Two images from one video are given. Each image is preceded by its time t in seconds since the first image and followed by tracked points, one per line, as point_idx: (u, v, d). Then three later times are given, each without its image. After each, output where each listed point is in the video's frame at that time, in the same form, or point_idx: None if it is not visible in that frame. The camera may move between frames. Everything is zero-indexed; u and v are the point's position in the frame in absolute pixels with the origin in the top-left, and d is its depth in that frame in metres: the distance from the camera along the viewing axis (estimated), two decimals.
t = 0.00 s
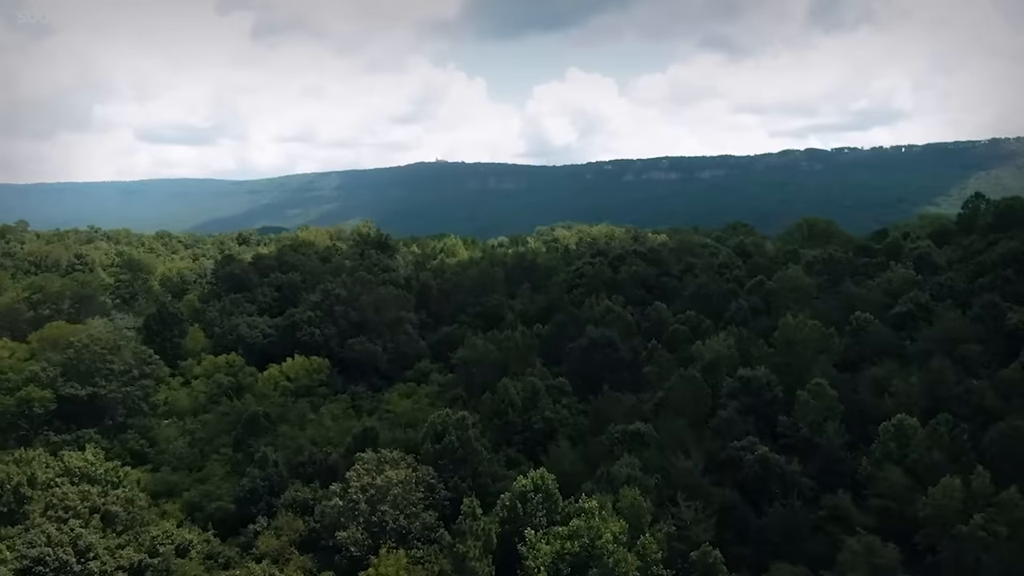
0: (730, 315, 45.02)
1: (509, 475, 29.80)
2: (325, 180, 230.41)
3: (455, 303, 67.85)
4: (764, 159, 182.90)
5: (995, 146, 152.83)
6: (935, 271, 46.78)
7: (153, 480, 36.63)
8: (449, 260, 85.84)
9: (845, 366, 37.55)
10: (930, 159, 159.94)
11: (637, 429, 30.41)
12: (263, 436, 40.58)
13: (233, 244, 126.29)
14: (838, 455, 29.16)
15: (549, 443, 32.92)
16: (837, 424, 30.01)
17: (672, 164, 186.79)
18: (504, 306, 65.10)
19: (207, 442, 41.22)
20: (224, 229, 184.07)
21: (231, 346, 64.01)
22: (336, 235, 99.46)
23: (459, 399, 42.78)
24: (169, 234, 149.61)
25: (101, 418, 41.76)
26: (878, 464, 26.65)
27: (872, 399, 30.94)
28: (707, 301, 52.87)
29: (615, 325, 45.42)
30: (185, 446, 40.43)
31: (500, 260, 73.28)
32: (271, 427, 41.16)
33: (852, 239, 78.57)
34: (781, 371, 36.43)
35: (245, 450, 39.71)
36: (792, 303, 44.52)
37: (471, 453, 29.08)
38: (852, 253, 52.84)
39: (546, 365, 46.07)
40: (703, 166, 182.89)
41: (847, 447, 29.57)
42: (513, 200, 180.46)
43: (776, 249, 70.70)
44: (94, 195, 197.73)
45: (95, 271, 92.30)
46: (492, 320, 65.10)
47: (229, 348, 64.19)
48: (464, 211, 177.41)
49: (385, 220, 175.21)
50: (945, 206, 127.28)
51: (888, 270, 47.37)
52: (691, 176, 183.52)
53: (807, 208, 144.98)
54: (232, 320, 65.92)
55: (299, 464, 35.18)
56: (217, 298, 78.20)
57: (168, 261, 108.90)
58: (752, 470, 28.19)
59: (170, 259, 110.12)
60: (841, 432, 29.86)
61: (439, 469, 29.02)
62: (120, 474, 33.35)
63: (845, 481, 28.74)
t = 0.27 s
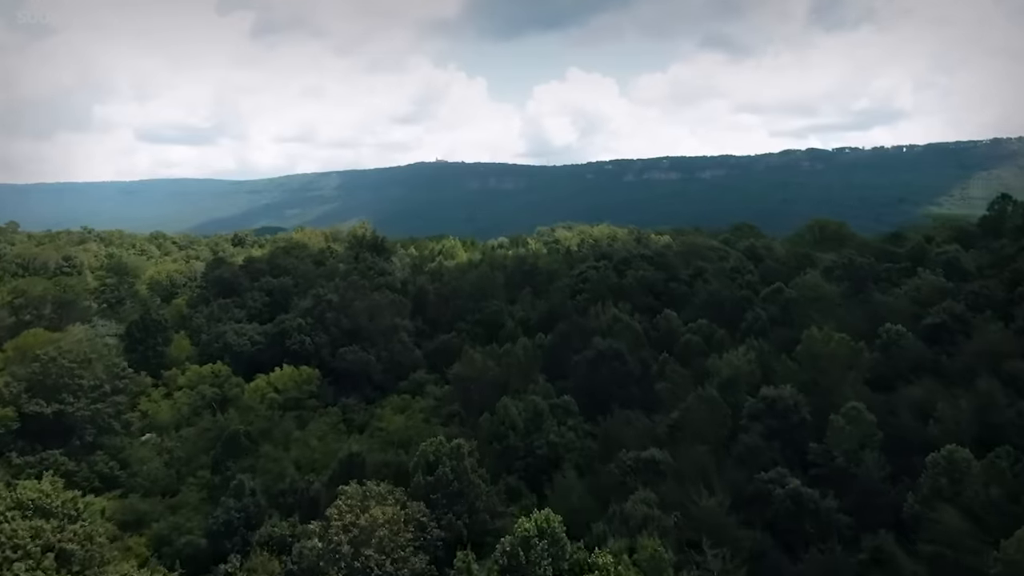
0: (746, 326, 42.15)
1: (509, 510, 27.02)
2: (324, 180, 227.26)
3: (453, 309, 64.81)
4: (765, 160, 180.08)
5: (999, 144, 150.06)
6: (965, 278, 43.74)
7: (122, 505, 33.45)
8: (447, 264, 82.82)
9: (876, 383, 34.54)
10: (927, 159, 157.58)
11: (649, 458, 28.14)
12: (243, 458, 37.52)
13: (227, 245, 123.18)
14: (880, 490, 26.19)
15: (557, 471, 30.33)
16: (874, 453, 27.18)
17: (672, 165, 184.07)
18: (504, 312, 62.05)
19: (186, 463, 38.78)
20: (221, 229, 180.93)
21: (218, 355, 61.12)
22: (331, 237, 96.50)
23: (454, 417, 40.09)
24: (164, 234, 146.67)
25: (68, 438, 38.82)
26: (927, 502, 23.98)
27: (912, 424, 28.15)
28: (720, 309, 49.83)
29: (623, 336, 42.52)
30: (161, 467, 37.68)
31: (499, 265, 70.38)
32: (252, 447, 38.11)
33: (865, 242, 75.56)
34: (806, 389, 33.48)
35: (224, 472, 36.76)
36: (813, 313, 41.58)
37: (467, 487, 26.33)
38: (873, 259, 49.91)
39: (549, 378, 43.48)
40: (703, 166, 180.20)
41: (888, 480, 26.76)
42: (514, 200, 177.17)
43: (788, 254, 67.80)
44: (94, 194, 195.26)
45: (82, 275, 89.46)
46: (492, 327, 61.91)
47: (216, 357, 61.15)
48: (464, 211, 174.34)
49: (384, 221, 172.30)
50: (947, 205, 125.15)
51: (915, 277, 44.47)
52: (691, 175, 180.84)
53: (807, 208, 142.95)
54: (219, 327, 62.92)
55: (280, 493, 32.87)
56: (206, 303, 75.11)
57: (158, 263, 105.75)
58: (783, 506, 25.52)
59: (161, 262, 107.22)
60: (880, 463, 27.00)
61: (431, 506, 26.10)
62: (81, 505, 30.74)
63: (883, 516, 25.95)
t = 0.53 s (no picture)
0: (763, 338, 39.27)
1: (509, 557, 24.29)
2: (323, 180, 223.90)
3: (451, 316, 61.91)
4: (766, 160, 177.12)
5: (1000, 143, 147.56)
6: (1000, 285, 40.79)
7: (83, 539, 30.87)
8: (445, 268, 79.85)
9: (914, 405, 31.65)
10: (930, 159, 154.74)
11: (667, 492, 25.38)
12: (218, 485, 34.56)
13: (221, 247, 120.15)
14: (930, 533, 23.44)
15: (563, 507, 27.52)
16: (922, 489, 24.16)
17: (672, 165, 180.97)
18: (505, 319, 59.04)
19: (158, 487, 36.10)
20: (217, 229, 177.74)
21: (203, 365, 58.10)
22: (324, 239, 93.33)
23: (451, 437, 37.35)
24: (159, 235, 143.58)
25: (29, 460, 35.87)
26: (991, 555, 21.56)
27: (965, 457, 26.29)
28: (734, 319, 46.84)
29: (631, 349, 39.49)
30: (132, 492, 35.11)
31: (500, 270, 67.56)
32: (230, 472, 35.09)
33: (878, 245, 72.66)
34: (836, 411, 30.45)
35: (196, 500, 33.97)
36: (838, 325, 38.65)
37: (459, 530, 23.44)
38: (896, 264, 47.08)
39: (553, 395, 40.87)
40: (704, 166, 177.31)
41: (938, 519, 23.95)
42: (514, 200, 173.95)
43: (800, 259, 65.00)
44: (94, 194, 192.59)
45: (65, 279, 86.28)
46: (491, 336, 58.90)
47: (202, 368, 58.10)
48: (463, 211, 171.29)
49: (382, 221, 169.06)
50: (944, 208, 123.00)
51: (944, 286, 41.67)
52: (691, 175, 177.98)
53: (807, 209, 139.93)
54: (205, 336, 59.91)
55: (255, 529, 30.68)
56: (193, 309, 72.04)
57: (147, 266, 102.45)
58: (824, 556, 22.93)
59: (150, 264, 104.03)
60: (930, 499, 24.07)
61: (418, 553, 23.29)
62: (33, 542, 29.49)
63: (934, 562, 23.39)
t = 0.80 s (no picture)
0: (790, 354, 35.57)
1: None
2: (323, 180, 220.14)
3: (447, 325, 58.26)
4: (766, 160, 173.38)
5: (1006, 142, 144.26)
6: None
7: None
8: (442, 272, 76.44)
9: (968, 435, 28.15)
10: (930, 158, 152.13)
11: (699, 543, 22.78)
12: (186, 522, 32.40)
13: (213, 249, 116.73)
14: None
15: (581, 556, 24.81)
16: (997, 545, 22.23)
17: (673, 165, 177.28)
18: (505, 329, 55.55)
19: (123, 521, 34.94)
20: (213, 229, 174.32)
21: (183, 378, 54.77)
22: (317, 241, 89.80)
23: (446, 466, 33.87)
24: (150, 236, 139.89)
25: None
26: None
27: None
28: (754, 330, 43.21)
29: (644, 367, 36.10)
30: (91, 526, 33.91)
31: (499, 275, 64.06)
32: (199, 507, 32.75)
33: (896, 249, 69.21)
34: (880, 443, 27.10)
35: (162, 539, 32.08)
36: (873, 342, 35.21)
37: None
38: (929, 272, 43.50)
39: (557, 417, 37.54)
40: (706, 166, 173.65)
41: None
42: (515, 200, 170.39)
43: (817, 267, 61.82)
44: (94, 195, 190.35)
45: (48, 285, 83.05)
46: (489, 346, 55.28)
47: (183, 381, 54.71)
48: (463, 211, 168.03)
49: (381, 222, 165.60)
50: (946, 207, 120.13)
51: (985, 298, 38.24)
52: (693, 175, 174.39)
53: (808, 208, 136.28)
54: (186, 346, 56.53)
55: None
56: (177, 317, 68.70)
57: (135, 269, 99.16)
58: None
59: (138, 268, 100.69)
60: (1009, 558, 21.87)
61: None
62: None
63: None
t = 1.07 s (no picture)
0: (817, 371, 32.63)
1: None
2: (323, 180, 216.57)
3: (443, 333, 55.00)
4: (766, 160, 169.82)
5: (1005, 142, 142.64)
6: None
7: None
8: (440, 277, 73.23)
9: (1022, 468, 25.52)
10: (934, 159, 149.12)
11: None
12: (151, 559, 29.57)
13: (206, 251, 113.66)
14: None
15: None
16: None
17: (673, 165, 173.74)
18: (504, 338, 52.47)
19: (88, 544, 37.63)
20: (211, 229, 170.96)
21: (163, 391, 51.52)
22: (310, 242, 86.64)
23: (439, 496, 31.02)
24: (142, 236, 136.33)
25: None
26: None
27: None
28: (772, 343, 40.12)
29: (655, 386, 33.14)
30: (49, 562, 36.27)
31: (499, 280, 61.06)
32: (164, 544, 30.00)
33: (912, 252, 66.44)
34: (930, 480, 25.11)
35: None
36: (909, 358, 32.19)
37: None
38: (958, 279, 40.61)
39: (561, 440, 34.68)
40: (706, 165, 169.66)
41: None
42: (516, 200, 167.15)
43: (832, 274, 59.17)
44: (95, 195, 187.61)
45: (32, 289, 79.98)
46: (489, 356, 52.12)
47: (164, 395, 51.52)
48: (463, 211, 164.88)
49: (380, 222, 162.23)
50: (948, 207, 118.19)
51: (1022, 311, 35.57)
52: (693, 175, 170.53)
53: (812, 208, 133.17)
54: (168, 356, 53.43)
55: None
56: (162, 324, 65.71)
57: (123, 273, 96.04)
58: None
59: (126, 270, 97.49)
60: None
61: None
62: None
63: None
